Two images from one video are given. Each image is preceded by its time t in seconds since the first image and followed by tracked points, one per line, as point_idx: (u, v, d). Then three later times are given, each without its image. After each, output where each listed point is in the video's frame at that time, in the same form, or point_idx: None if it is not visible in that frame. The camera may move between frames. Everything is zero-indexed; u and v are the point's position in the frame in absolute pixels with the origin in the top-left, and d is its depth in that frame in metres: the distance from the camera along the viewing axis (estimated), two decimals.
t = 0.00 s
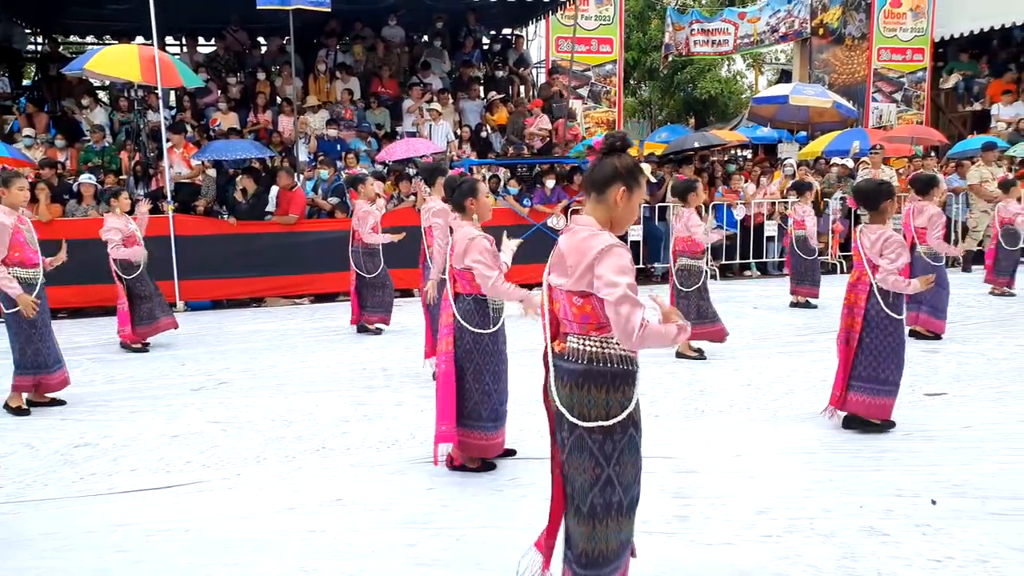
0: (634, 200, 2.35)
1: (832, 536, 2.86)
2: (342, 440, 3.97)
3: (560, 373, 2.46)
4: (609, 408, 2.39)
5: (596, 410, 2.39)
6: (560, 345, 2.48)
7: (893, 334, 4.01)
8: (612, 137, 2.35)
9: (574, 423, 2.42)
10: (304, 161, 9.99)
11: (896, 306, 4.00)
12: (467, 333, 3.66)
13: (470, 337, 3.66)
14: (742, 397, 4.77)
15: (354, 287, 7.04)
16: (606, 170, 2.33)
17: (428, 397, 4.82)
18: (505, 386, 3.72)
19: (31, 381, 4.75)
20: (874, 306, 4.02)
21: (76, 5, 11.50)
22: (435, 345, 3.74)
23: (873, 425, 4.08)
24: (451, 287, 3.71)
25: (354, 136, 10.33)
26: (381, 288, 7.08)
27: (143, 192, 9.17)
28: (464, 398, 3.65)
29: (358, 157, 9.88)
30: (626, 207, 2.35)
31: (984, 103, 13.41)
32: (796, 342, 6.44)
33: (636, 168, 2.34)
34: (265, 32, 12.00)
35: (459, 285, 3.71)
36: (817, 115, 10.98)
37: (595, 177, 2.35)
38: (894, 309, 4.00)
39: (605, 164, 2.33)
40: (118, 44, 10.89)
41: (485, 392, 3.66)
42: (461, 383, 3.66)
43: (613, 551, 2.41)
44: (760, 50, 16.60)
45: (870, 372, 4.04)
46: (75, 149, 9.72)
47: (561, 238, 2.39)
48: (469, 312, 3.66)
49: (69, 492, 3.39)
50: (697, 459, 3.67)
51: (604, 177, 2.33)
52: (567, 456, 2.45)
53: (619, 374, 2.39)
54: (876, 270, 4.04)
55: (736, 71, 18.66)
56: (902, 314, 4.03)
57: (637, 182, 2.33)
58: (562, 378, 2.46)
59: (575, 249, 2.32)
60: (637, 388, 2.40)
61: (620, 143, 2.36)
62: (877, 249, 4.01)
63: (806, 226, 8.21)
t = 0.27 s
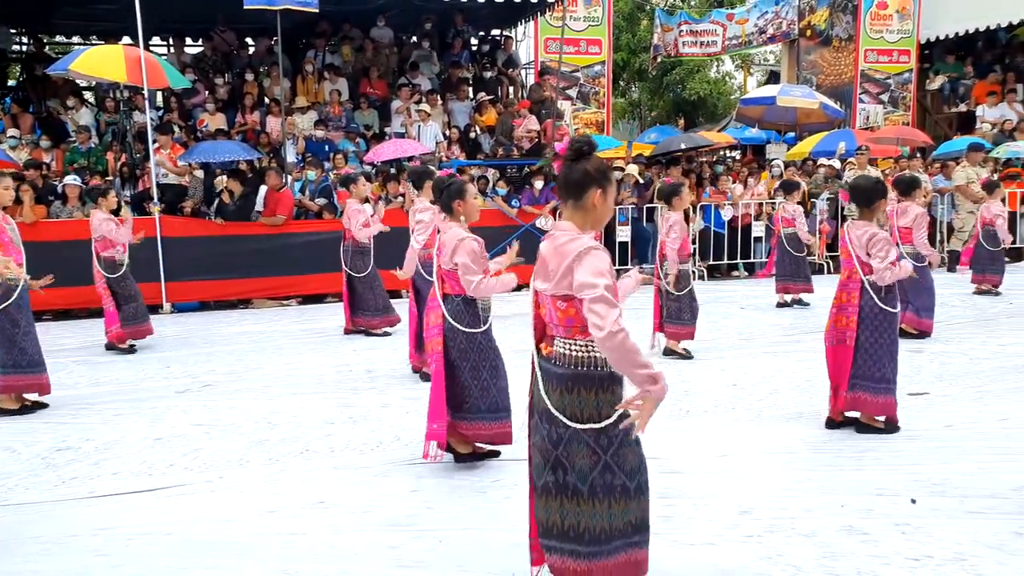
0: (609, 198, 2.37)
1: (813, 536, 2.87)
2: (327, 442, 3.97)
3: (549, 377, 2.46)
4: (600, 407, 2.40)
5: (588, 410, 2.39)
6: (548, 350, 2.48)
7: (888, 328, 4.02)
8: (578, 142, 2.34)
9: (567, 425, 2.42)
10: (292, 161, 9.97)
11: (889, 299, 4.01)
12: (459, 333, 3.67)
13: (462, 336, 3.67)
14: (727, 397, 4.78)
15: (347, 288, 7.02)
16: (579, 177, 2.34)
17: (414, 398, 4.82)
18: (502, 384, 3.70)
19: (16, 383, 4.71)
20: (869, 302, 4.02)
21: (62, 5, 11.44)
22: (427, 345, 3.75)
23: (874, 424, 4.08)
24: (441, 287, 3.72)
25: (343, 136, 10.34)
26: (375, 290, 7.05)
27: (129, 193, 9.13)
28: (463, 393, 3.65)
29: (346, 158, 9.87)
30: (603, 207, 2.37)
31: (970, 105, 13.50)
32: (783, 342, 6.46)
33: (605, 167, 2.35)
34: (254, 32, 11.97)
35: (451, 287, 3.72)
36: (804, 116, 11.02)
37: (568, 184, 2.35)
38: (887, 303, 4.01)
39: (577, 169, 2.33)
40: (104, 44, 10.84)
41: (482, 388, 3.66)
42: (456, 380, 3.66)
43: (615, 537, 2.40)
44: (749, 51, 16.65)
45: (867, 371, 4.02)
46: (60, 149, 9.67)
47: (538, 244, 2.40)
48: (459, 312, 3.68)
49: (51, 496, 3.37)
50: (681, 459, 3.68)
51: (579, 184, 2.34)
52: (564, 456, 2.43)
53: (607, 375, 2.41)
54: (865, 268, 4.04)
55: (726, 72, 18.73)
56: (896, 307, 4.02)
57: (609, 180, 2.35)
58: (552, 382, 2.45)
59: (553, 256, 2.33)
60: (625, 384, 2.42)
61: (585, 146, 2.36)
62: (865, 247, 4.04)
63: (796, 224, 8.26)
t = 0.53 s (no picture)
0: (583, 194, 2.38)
1: (791, 535, 2.89)
2: (310, 444, 3.96)
3: (537, 368, 2.46)
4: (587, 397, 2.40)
5: (575, 400, 2.39)
6: (536, 343, 2.49)
7: (876, 331, 4.01)
8: (544, 143, 2.36)
9: (554, 415, 2.42)
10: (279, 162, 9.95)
11: (872, 302, 4.03)
12: (452, 334, 3.66)
13: (453, 338, 3.66)
14: (709, 397, 4.80)
15: (337, 290, 7.01)
16: (550, 176, 2.36)
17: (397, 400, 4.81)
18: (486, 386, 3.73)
19: None
20: (851, 304, 4.05)
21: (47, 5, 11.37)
22: (415, 348, 3.73)
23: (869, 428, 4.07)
24: (432, 288, 3.71)
25: (330, 137, 10.33)
26: (364, 294, 7.04)
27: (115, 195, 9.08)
28: (451, 396, 3.65)
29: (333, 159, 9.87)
30: (578, 202, 2.38)
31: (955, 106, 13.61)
32: (767, 342, 6.49)
33: (575, 164, 2.36)
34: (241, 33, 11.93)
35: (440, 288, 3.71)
36: (791, 117, 11.07)
37: (540, 185, 2.38)
38: (870, 306, 4.02)
39: (546, 169, 2.36)
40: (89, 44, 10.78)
41: (469, 390, 3.67)
42: (447, 385, 3.65)
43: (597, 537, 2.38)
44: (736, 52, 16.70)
45: (863, 376, 4.00)
46: (44, 150, 9.61)
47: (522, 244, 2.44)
48: (452, 311, 3.67)
49: (29, 501, 3.34)
50: (662, 459, 3.69)
51: (550, 185, 2.36)
52: (550, 449, 2.43)
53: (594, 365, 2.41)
54: (843, 272, 4.09)
55: (714, 73, 18.79)
56: (881, 309, 4.04)
57: (581, 177, 2.36)
58: (540, 373, 2.46)
59: (536, 254, 2.37)
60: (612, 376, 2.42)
61: (553, 146, 2.38)
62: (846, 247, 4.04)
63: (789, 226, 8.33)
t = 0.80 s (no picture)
0: (561, 201, 2.38)
1: (766, 535, 2.89)
2: (288, 447, 3.94)
3: (513, 373, 2.45)
4: (563, 401, 2.39)
5: (550, 405, 2.40)
6: (511, 349, 2.47)
7: (843, 332, 4.02)
8: (517, 154, 2.35)
9: (531, 420, 2.43)
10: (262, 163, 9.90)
11: (843, 303, 4.03)
12: (433, 339, 3.65)
13: (434, 341, 3.65)
14: (690, 397, 4.81)
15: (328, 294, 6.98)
16: (527, 187, 2.36)
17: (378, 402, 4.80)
18: (467, 389, 3.72)
19: None
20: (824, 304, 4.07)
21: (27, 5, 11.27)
22: (396, 354, 3.70)
23: (841, 426, 4.08)
24: (414, 292, 3.69)
25: (314, 138, 10.30)
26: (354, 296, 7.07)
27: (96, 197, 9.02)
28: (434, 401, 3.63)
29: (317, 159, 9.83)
30: (556, 209, 2.39)
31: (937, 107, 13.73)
32: (749, 343, 6.51)
33: (552, 172, 2.36)
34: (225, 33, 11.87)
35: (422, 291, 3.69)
36: (774, 118, 11.11)
37: (517, 196, 2.38)
38: (842, 308, 4.03)
39: (523, 180, 2.36)
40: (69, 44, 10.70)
41: (452, 394, 3.66)
42: (430, 390, 3.63)
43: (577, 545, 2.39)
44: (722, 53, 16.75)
45: (831, 372, 4.03)
46: (24, 151, 9.53)
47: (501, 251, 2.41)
48: (434, 315, 3.66)
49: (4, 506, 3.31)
50: (641, 459, 3.70)
51: (525, 195, 2.36)
52: (528, 454, 2.44)
53: (571, 369, 2.40)
54: (819, 269, 4.11)
55: (700, 74, 18.85)
56: (853, 311, 4.03)
57: (557, 184, 2.36)
58: (516, 377, 2.45)
59: (518, 264, 2.34)
60: (588, 380, 2.41)
61: (525, 156, 2.37)
62: (828, 245, 4.06)
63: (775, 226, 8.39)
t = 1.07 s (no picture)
0: (542, 196, 2.37)
1: (746, 535, 2.89)
2: (268, 449, 3.91)
3: (495, 371, 2.44)
4: (545, 399, 2.39)
5: (532, 404, 2.39)
6: (492, 347, 2.46)
7: (818, 333, 4.06)
8: (492, 152, 2.34)
9: (512, 419, 2.41)
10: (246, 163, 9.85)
11: (820, 306, 4.07)
12: (415, 339, 3.63)
13: (416, 343, 3.63)
14: (674, 398, 4.81)
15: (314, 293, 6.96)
16: (505, 184, 2.35)
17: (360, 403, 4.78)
18: (452, 390, 3.70)
19: None
20: (800, 306, 4.09)
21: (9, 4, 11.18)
22: (379, 353, 3.68)
23: (810, 422, 4.13)
24: (398, 293, 3.67)
25: (300, 138, 10.26)
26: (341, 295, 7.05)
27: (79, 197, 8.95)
28: (414, 402, 3.63)
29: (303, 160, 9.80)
30: (537, 205, 2.38)
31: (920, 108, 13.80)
32: (733, 343, 6.52)
33: (529, 167, 2.34)
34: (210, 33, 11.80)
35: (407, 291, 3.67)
36: (760, 118, 11.12)
37: (496, 194, 2.36)
38: (819, 311, 4.06)
39: (500, 177, 2.34)
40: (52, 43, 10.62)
41: (433, 396, 3.64)
42: (410, 391, 3.63)
43: (560, 544, 2.39)
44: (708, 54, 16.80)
45: (799, 372, 4.08)
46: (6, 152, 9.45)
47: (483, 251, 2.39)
48: (418, 316, 3.63)
49: None
50: (623, 460, 3.69)
51: (505, 191, 2.35)
52: (508, 453, 2.43)
53: (552, 367, 2.40)
54: (798, 270, 4.09)
55: (686, 74, 18.89)
56: (828, 314, 4.08)
57: (535, 179, 2.35)
58: (497, 375, 2.43)
59: (501, 263, 2.32)
60: (569, 378, 2.42)
61: (501, 153, 2.36)
62: (809, 248, 4.00)
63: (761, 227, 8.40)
